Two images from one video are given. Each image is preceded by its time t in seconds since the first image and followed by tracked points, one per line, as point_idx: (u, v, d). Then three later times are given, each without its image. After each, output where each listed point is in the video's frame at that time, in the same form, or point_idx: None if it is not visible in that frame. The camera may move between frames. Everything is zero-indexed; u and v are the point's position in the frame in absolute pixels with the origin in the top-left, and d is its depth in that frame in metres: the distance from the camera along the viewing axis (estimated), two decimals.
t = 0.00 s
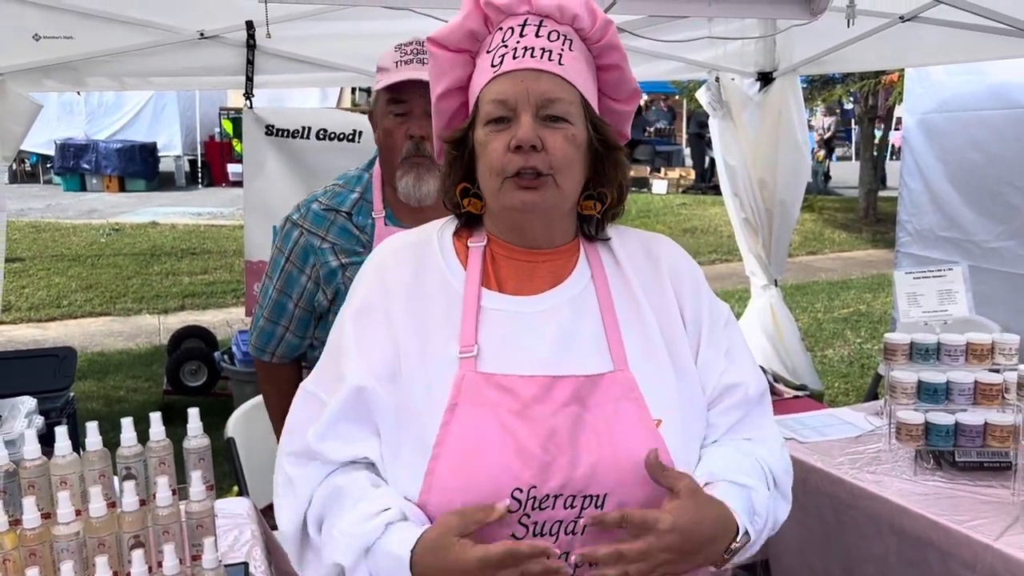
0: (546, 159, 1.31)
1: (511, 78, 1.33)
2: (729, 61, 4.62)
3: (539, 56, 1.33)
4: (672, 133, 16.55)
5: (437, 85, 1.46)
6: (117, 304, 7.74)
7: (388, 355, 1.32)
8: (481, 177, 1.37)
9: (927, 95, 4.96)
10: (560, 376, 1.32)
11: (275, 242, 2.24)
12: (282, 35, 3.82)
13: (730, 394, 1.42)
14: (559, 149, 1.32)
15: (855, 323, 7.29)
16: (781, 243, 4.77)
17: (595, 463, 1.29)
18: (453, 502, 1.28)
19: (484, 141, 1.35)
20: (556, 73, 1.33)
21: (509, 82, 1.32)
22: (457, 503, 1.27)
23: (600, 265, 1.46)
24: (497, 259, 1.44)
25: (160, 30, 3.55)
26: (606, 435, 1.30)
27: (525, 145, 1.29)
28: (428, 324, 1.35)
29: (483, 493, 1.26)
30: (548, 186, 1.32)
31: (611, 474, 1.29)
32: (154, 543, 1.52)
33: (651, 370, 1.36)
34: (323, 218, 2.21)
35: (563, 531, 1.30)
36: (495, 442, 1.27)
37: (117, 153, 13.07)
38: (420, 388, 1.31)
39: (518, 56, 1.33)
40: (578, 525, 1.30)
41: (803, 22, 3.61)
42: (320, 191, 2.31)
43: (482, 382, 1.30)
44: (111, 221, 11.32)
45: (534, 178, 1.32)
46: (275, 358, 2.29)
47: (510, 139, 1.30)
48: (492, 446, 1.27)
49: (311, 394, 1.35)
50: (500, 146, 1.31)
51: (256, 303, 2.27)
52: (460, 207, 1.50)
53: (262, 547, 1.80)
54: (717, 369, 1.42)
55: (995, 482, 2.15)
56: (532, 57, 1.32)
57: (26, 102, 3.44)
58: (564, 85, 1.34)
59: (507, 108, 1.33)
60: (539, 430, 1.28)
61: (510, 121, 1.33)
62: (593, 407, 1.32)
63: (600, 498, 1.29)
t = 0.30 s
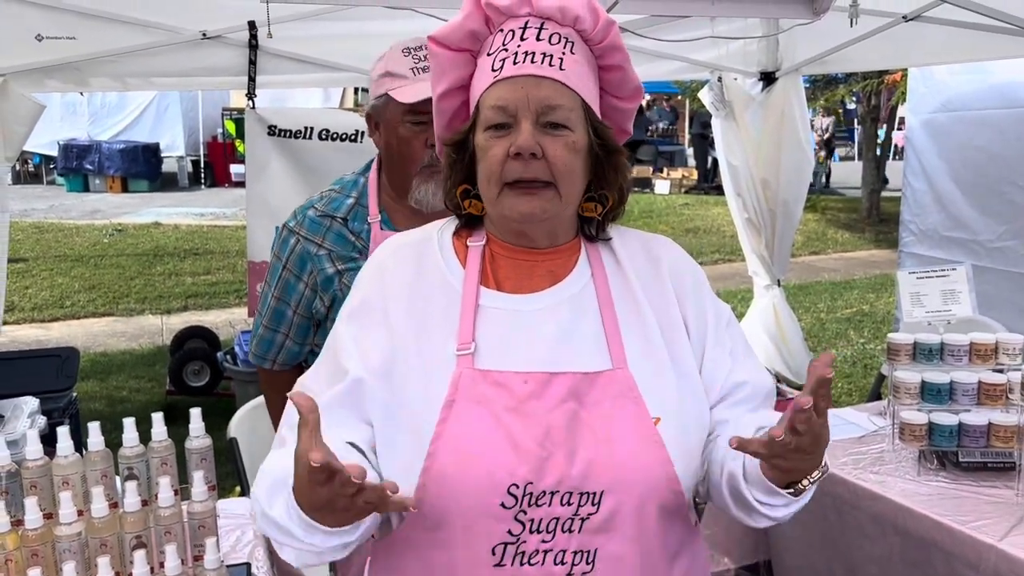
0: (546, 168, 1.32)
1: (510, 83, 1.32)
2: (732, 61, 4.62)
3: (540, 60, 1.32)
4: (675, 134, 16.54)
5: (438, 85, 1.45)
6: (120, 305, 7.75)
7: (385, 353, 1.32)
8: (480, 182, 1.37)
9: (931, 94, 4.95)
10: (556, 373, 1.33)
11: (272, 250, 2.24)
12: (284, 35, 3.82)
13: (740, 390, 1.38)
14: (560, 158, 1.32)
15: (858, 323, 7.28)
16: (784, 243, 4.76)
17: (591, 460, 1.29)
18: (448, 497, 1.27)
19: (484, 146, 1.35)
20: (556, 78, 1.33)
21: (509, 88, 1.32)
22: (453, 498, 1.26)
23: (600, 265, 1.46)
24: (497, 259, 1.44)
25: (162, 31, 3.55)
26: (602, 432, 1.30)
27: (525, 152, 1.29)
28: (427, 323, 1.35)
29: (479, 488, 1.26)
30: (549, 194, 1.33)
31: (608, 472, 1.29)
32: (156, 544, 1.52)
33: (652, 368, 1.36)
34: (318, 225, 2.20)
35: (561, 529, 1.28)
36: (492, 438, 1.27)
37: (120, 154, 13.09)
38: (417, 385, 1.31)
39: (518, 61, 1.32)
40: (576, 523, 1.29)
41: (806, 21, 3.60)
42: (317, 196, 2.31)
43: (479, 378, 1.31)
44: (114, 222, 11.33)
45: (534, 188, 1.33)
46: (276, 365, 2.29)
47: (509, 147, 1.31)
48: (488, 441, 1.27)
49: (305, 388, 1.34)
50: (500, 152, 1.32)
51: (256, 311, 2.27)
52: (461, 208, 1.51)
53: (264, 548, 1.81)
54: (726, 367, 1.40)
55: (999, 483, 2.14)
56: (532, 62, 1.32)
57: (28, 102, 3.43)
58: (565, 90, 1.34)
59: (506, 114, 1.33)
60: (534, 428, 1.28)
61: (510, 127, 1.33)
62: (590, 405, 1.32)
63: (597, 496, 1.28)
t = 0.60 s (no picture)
0: (551, 163, 1.31)
1: (517, 79, 1.32)
2: (734, 60, 4.62)
3: (546, 57, 1.33)
4: (676, 133, 16.54)
5: (443, 83, 1.46)
6: (122, 304, 7.75)
7: (392, 352, 1.32)
8: (484, 177, 1.37)
9: (932, 93, 4.95)
10: (560, 374, 1.33)
11: (305, 248, 2.21)
12: (286, 34, 3.82)
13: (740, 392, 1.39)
14: (564, 154, 1.32)
15: (860, 323, 7.27)
16: (786, 242, 4.76)
17: (594, 460, 1.29)
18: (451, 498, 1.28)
19: (488, 142, 1.35)
20: (561, 75, 1.33)
21: (515, 84, 1.32)
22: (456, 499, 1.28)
23: (603, 265, 1.46)
24: (500, 259, 1.44)
25: (164, 30, 3.55)
26: (606, 432, 1.31)
27: (529, 147, 1.29)
28: (430, 323, 1.35)
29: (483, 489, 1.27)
30: (551, 187, 1.32)
31: (610, 472, 1.29)
32: (157, 544, 1.52)
33: (657, 368, 1.36)
34: (355, 223, 2.18)
35: (563, 530, 1.29)
36: (496, 440, 1.28)
37: (121, 153, 13.10)
38: (421, 385, 1.31)
39: (525, 57, 1.33)
40: (578, 525, 1.30)
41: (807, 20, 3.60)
42: (349, 194, 2.30)
43: (483, 379, 1.31)
44: (115, 222, 11.34)
45: (537, 181, 1.32)
46: (306, 365, 2.26)
47: (514, 142, 1.30)
48: (492, 442, 1.27)
49: (312, 390, 1.32)
50: (505, 148, 1.31)
51: (285, 309, 2.24)
52: (465, 207, 1.51)
53: (265, 547, 1.80)
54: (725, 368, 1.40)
55: (1002, 482, 2.14)
56: (539, 58, 1.32)
57: (29, 103, 3.43)
58: (570, 88, 1.34)
59: (512, 110, 1.33)
60: (538, 429, 1.28)
61: (514, 123, 1.33)
62: (593, 405, 1.32)
63: (600, 498, 1.29)
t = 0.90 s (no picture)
0: (553, 166, 1.32)
1: (517, 82, 1.33)
2: (734, 59, 4.62)
3: (545, 59, 1.33)
4: (676, 132, 16.54)
5: (442, 83, 1.46)
6: (122, 304, 7.75)
7: (399, 357, 1.34)
8: (487, 178, 1.37)
9: (932, 92, 4.95)
10: (565, 376, 1.33)
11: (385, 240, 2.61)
12: (287, 33, 3.82)
13: (727, 391, 1.43)
14: (566, 156, 1.33)
15: (860, 321, 7.27)
16: (787, 241, 4.74)
17: (600, 462, 1.31)
18: (457, 501, 1.30)
19: (490, 144, 1.35)
20: (562, 76, 1.33)
21: (515, 86, 1.33)
22: (465, 499, 1.30)
23: (604, 262, 1.47)
24: (503, 259, 1.44)
25: (165, 29, 3.56)
26: (611, 433, 1.32)
27: (532, 152, 1.30)
28: (435, 324, 1.36)
29: (490, 491, 1.29)
30: (555, 190, 1.33)
31: (616, 473, 1.31)
32: (158, 543, 1.52)
33: (660, 367, 1.38)
34: (430, 216, 2.52)
35: (569, 530, 1.31)
36: (502, 442, 1.29)
37: (122, 153, 13.11)
38: (427, 387, 1.32)
39: (524, 59, 1.33)
40: (584, 524, 1.32)
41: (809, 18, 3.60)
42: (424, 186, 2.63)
43: (487, 381, 1.32)
44: (116, 221, 11.34)
45: (542, 184, 1.33)
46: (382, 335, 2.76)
47: (517, 146, 1.31)
48: (498, 444, 1.29)
49: (321, 391, 1.35)
50: (508, 150, 1.32)
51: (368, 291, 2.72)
52: (465, 206, 1.51)
53: (266, 547, 1.80)
54: (715, 364, 1.43)
55: (1002, 481, 2.14)
56: (538, 60, 1.33)
57: (30, 103, 3.43)
58: (571, 89, 1.34)
59: (512, 113, 1.33)
60: (543, 431, 1.30)
61: (516, 125, 1.34)
62: (597, 404, 1.34)
63: (605, 497, 1.31)
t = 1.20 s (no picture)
0: (555, 165, 1.32)
1: (518, 79, 1.32)
2: (732, 57, 4.61)
3: (547, 57, 1.33)
4: (675, 130, 16.53)
5: (442, 81, 1.45)
6: (121, 303, 7.75)
7: (394, 359, 1.34)
8: (486, 177, 1.37)
9: (932, 89, 4.93)
10: (565, 377, 1.33)
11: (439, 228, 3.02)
12: (285, 32, 3.81)
13: (733, 389, 1.44)
14: (567, 155, 1.32)
15: (859, 319, 7.27)
16: (786, 239, 4.73)
17: (600, 462, 1.30)
18: (457, 503, 1.30)
19: (491, 142, 1.35)
20: (564, 75, 1.33)
21: (516, 84, 1.32)
22: (462, 501, 1.30)
23: (603, 261, 1.47)
24: (502, 259, 1.45)
25: (163, 28, 3.55)
26: (611, 433, 1.32)
27: (534, 149, 1.30)
28: (433, 325, 1.36)
29: (488, 493, 1.28)
30: (555, 189, 1.33)
31: (617, 474, 1.31)
32: (156, 542, 1.51)
33: (660, 368, 1.38)
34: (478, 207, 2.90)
35: (570, 531, 1.31)
36: (500, 444, 1.29)
37: (121, 151, 13.10)
38: (425, 388, 1.32)
39: (526, 56, 1.32)
40: (584, 525, 1.31)
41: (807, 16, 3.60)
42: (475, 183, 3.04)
43: (486, 383, 1.31)
44: (114, 219, 11.33)
45: (542, 182, 1.33)
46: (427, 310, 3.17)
47: (518, 144, 1.31)
48: (497, 446, 1.29)
49: (319, 395, 1.37)
50: (508, 148, 1.32)
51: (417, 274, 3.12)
52: (465, 205, 1.52)
53: (265, 546, 1.80)
54: (720, 363, 1.43)
55: (1001, 478, 2.14)
56: (540, 58, 1.32)
57: (29, 102, 3.42)
58: (572, 87, 1.34)
59: (515, 110, 1.33)
60: (543, 432, 1.29)
61: (516, 124, 1.34)
62: (597, 405, 1.34)
63: (606, 498, 1.31)
